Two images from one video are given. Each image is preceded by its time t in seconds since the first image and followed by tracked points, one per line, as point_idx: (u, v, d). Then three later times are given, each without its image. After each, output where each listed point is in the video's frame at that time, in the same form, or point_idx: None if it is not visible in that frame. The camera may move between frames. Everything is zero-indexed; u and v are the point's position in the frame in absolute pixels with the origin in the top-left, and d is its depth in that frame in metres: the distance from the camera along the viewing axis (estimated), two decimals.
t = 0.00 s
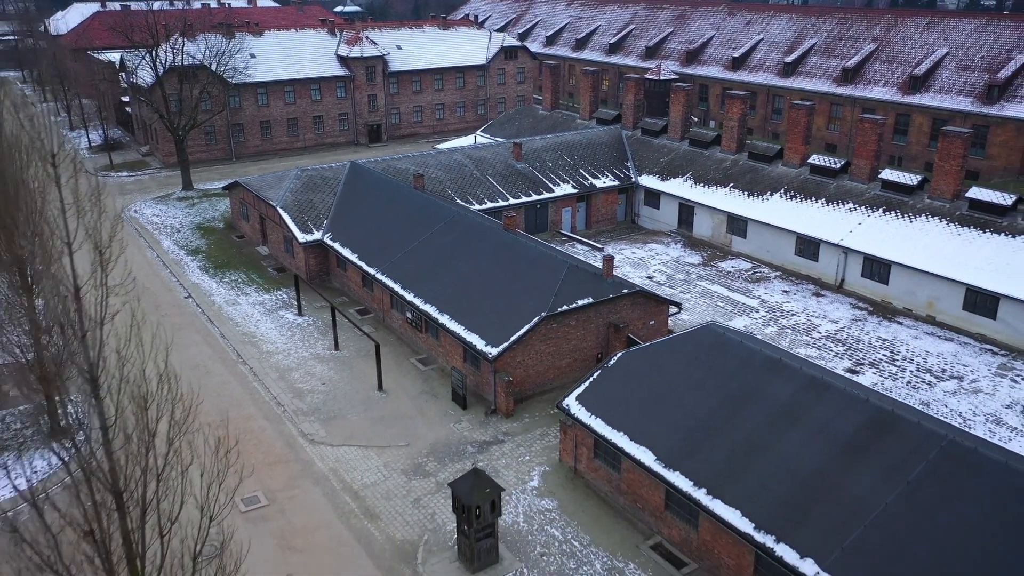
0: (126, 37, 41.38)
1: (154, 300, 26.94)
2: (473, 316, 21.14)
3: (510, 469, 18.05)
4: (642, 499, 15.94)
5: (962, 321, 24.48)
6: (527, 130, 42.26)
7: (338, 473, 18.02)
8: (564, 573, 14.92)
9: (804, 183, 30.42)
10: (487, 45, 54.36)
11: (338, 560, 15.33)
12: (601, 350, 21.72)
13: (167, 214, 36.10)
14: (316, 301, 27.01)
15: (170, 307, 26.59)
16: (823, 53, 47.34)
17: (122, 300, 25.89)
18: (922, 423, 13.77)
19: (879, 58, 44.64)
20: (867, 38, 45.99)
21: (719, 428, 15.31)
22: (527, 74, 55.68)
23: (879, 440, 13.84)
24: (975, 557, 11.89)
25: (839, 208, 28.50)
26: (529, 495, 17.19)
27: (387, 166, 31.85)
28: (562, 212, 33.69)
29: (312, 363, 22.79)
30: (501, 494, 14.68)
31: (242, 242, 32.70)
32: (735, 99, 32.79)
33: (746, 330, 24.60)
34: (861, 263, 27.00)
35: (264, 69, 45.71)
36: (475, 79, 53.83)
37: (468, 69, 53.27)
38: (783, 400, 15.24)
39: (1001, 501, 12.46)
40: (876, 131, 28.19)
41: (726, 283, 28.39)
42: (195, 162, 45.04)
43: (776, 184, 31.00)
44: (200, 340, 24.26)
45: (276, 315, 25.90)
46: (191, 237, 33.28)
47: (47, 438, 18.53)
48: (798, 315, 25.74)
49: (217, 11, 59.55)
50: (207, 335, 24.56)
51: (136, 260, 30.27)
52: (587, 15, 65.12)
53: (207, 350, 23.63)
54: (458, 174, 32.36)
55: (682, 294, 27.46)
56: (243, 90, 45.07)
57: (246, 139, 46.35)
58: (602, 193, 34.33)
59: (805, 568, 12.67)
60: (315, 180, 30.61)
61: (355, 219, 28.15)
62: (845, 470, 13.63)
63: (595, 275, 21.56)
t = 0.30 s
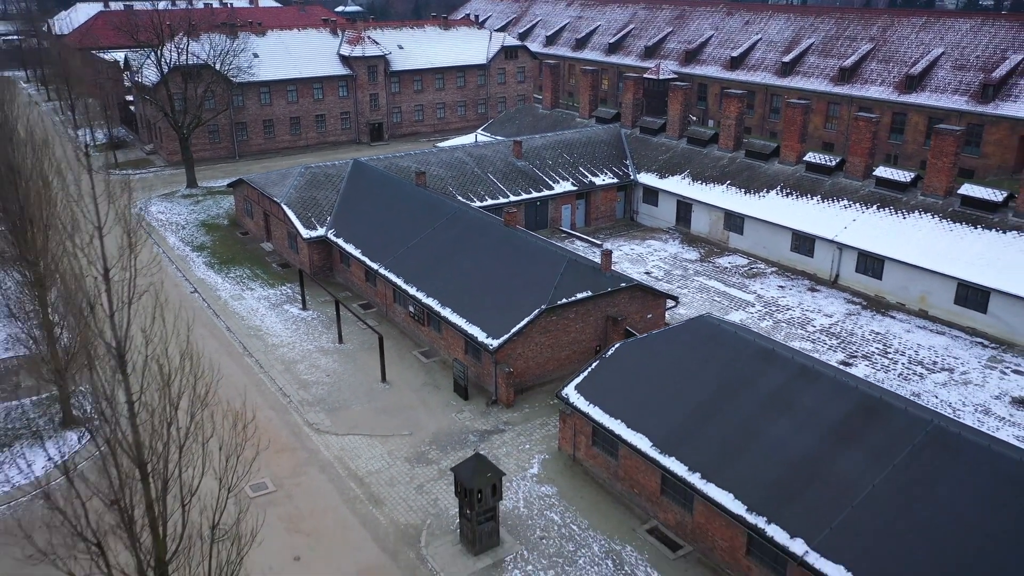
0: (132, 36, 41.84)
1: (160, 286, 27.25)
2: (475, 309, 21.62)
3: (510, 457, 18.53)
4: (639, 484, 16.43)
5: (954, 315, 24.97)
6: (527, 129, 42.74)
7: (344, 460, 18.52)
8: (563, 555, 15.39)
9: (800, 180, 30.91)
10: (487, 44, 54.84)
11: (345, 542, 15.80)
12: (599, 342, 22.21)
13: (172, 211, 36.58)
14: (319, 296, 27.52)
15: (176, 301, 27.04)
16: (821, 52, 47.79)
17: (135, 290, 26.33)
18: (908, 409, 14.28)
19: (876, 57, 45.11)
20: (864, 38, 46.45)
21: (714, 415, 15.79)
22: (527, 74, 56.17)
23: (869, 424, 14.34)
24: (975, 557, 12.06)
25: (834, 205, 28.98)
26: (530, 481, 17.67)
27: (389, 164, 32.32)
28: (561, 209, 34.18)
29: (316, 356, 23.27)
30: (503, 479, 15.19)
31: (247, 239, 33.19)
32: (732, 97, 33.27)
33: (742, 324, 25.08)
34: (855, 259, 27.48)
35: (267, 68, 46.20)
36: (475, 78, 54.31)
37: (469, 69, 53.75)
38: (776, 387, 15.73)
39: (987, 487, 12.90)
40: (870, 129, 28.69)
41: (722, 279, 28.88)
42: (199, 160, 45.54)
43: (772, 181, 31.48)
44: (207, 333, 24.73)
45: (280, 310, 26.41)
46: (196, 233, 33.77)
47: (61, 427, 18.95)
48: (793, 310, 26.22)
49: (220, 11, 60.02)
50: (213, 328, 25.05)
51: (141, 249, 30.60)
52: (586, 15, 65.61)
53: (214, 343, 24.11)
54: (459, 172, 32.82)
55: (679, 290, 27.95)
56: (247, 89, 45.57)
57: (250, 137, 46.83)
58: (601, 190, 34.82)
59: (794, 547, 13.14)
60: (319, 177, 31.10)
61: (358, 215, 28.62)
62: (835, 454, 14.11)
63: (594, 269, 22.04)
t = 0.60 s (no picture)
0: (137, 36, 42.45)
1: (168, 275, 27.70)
2: (476, 302, 22.16)
3: (511, 444, 19.09)
4: (636, 469, 16.99)
5: (945, 309, 25.52)
6: (528, 127, 43.29)
7: (350, 447, 19.07)
8: (563, 536, 15.95)
9: (795, 178, 31.47)
10: (488, 44, 55.36)
11: (351, 525, 16.36)
12: (598, 334, 22.77)
13: (177, 208, 37.13)
14: (323, 290, 28.08)
15: (183, 295, 27.58)
16: (818, 52, 48.29)
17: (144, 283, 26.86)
18: (894, 394, 14.84)
19: (873, 57, 45.64)
20: (860, 38, 46.98)
21: (708, 401, 16.36)
22: (528, 73, 56.72)
23: (857, 409, 14.90)
24: (973, 556, 12.25)
25: (829, 201, 29.54)
26: (530, 467, 18.23)
27: (392, 161, 32.86)
28: (561, 206, 34.74)
29: (322, 348, 23.84)
30: (504, 463, 15.75)
31: (252, 235, 33.75)
32: (729, 96, 33.82)
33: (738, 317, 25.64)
34: (849, 254, 28.04)
35: (270, 67, 46.77)
36: (476, 77, 54.86)
37: (469, 68, 54.30)
38: (768, 374, 16.29)
39: (987, 484, 13.09)
40: (864, 127, 29.26)
41: (719, 274, 29.44)
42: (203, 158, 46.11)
43: (768, 178, 32.04)
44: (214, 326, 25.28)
45: (286, 303, 26.97)
46: (201, 230, 34.33)
47: (74, 416, 19.51)
48: (788, 303, 26.78)
49: (223, 11, 60.58)
50: (220, 321, 25.60)
51: (151, 237, 31.12)
52: (586, 15, 66.16)
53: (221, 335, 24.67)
54: (460, 169, 33.35)
55: (676, 284, 28.50)
56: (250, 88, 46.12)
57: (253, 136, 47.40)
58: (601, 188, 35.38)
59: (783, 526, 13.71)
60: (323, 174, 31.64)
61: (362, 211, 29.18)
62: (824, 437, 14.67)
63: (592, 262, 22.59)
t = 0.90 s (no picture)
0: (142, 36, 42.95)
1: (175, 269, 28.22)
2: (478, 295, 22.63)
3: (512, 433, 19.58)
4: (634, 456, 17.48)
5: (938, 303, 26.00)
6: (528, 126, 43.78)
7: (354, 436, 19.56)
8: (562, 520, 16.44)
9: (792, 175, 31.94)
10: (488, 44, 55.80)
11: (356, 510, 16.85)
12: (597, 327, 23.25)
13: (182, 206, 37.61)
14: (327, 286, 28.58)
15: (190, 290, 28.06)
16: (816, 51, 48.74)
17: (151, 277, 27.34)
18: (883, 381, 15.31)
19: (870, 56, 46.10)
20: (858, 38, 47.42)
21: (703, 390, 16.84)
22: (528, 73, 57.19)
23: (847, 396, 15.38)
24: (961, 542, 12.59)
25: (824, 198, 30.03)
26: (531, 455, 18.72)
27: (394, 159, 33.33)
28: (561, 203, 35.21)
29: (326, 341, 24.33)
30: (505, 449, 16.21)
31: (256, 232, 34.21)
32: (727, 95, 34.31)
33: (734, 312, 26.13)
34: (844, 250, 28.52)
35: (273, 67, 47.24)
36: (477, 76, 55.34)
37: (470, 67, 54.77)
38: (761, 364, 16.78)
39: (974, 469, 13.46)
40: (859, 125, 29.76)
41: (717, 269, 29.92)
42: (207, 157, 46.61)
43: (765, 176, 32.52)
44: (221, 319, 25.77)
45: (290, 298, 27.46)
46: (206, 226, 34.82)
47: (85, 406, 20.02)
48: (783, 298, 27.27)
49: (226, 11, 61.09)
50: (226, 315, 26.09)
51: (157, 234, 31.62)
52: (586, 15, 66.62)
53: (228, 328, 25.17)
54: (461, 167, 33.81)
55: (674, 280, 28.98)
56: (253, 87, 46.60)
57: (256, 135, 47.90)
58: (600, 185, 35.89)
59: (775, 508, 14.21)
60: (326, 171, 32.12)
61: (364, 208, 29.66)
62: (815, 423, 15.17)
63: (591, 257, 23.07)
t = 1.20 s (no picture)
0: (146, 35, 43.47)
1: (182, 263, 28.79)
2: (480, 289, 23.20)
3: (512, 421, 20.14)
4: (631, 442, 18.05)
5: (930, 297, 26.56)
6: (528, 124, 44.34)
7: (360, 424, 20.12)
8: (561, 504, 17.00)
9: (788, 172, 32.49)
10: (489, 43, 56.32)
11: (362, 494, 17.40)
12: (595, 319, 23.82)
13: (187, 204, 38.19)
14: (332, 280, 29.13)
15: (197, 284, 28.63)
16: (813, 51, 49.28)
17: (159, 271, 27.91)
18: (872, 368, 15.83)
19: (866, 56, 46.64)
20: (854, 37, 47.95)
21: (699, 378, 17.40)
22: (528, 72, 57.73)
23: (837, 382, 15.91)
24: (943, 520, 13.13)
25: (819, 194, 30.58)
26: (531, 442, 19.28)
27: (397, 156, 33.88)
28: (561, 200, 35.75)
29: (331, 333, 24.90)
30: (506, 434, 16.75)
31: (261, 228, 34.77)
32: (724, 93, 34.86)
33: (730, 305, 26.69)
34: (838, 245, 29.08)
35: (275, 65, 47.80)
36: (478, 76, 55.89)
37: (471, 67, 55.33)
38: (755, 352, 17.32)
39: (957, 451, 14.00)
40: (853, 122, 30.31)
41: (714, 264, 30.47)
42: (211, 155, 47.20)
43: (761, 173, 33.07)
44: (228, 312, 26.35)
45: (296, 292, 28.03)
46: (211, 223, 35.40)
47: (97, 395, 20.58)
48: (778, 292, 27.83)
49: (229, 11, 61.69)
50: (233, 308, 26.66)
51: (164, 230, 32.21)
52: (586, 15, 67.19)
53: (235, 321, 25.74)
54: (463, 165, 34.35)
55: (671, 275, 29.53)
56: (256, 86, 47.16)
57: (259, 133, 48.48)
58: (599, 182, 36.46)
59: (766, 489, 14.77)
60: (330, 169, 32.66)
61: (368, 204, 30.21)
62: (806, 408, 15.72)
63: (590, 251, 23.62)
